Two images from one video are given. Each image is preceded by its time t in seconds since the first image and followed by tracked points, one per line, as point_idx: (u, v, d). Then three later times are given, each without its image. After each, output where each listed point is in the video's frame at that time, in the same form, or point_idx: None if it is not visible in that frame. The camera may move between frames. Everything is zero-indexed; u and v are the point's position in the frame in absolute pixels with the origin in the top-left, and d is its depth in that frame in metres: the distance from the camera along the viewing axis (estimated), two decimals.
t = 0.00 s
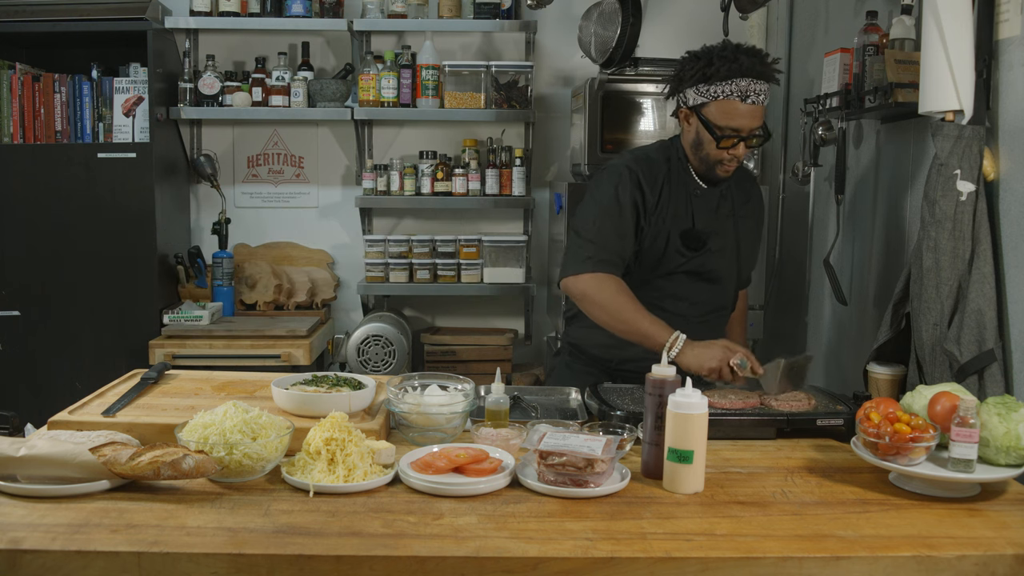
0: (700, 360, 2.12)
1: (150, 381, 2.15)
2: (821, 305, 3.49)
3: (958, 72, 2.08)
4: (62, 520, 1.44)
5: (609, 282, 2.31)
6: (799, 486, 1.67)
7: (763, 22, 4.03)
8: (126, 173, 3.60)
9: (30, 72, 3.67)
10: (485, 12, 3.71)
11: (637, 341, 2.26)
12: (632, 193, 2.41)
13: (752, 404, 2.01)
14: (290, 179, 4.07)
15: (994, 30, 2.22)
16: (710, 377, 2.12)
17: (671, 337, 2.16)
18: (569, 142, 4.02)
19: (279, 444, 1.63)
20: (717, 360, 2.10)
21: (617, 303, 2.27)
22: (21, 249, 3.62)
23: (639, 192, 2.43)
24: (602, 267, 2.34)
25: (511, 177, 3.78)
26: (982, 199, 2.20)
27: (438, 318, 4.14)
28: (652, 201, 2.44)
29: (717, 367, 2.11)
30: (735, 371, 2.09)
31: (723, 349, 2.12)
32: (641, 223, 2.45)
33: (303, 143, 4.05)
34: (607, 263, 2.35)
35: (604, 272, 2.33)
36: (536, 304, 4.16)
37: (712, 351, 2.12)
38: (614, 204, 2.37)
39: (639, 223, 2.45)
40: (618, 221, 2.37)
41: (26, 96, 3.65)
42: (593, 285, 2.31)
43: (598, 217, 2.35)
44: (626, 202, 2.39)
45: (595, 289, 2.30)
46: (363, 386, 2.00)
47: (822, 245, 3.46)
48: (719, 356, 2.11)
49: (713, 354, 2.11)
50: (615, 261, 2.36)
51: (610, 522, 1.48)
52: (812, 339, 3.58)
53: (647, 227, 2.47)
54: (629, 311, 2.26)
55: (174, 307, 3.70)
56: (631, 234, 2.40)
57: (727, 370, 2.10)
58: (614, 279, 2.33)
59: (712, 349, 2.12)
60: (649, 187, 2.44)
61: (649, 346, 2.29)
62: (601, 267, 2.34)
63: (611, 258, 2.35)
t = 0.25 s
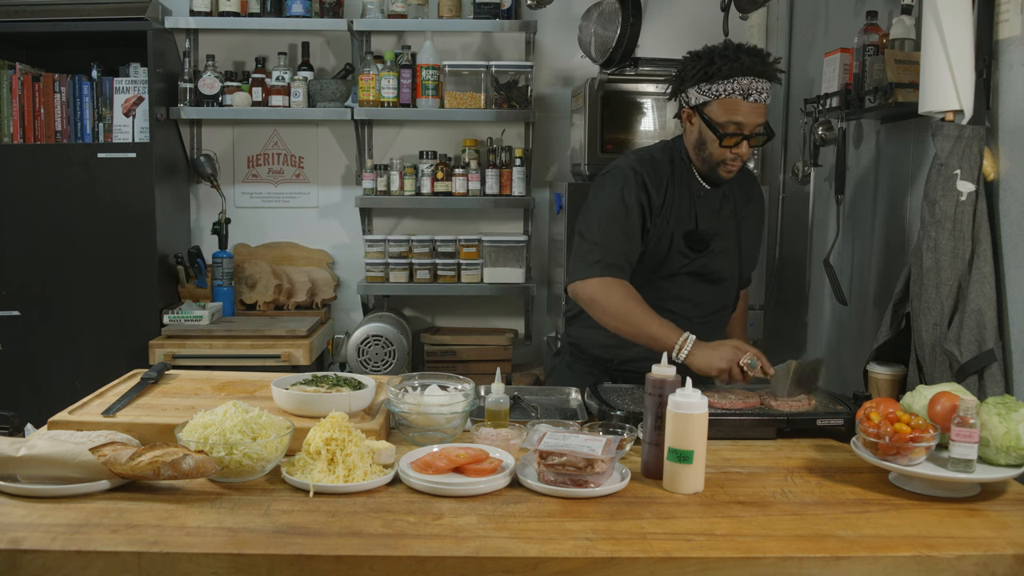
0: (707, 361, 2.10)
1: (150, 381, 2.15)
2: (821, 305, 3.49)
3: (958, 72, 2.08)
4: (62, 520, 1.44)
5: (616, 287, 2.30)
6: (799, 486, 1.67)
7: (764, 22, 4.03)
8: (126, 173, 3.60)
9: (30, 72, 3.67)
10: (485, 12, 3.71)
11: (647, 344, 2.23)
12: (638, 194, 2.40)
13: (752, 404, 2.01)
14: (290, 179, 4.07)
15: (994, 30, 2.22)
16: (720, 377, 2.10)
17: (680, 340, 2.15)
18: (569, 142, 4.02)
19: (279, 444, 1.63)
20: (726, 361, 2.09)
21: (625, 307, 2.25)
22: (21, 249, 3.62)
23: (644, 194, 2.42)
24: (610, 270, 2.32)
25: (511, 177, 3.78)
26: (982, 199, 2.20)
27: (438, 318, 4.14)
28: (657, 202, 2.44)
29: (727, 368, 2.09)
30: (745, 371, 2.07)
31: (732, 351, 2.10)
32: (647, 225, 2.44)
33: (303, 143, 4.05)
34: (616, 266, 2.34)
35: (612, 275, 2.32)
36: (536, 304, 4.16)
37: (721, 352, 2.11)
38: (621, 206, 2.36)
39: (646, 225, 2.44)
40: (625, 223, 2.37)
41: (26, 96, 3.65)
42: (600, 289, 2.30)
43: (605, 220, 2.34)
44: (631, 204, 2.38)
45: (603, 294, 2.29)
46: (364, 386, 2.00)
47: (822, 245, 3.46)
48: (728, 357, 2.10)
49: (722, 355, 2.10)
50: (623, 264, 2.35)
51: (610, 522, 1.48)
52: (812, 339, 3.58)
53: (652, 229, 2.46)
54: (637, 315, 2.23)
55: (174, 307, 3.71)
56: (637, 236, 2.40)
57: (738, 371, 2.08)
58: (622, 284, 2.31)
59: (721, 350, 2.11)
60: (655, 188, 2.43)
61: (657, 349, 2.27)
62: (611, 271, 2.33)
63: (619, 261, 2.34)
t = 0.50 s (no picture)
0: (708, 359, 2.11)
1: (150, 381, 2.15)
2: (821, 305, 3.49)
3: (958, 72, 2.08)
4: (62, 520, 1.44)
5: (617, 288, 2.29)
6: (799, 486, 1.67)
7: (763, 22, 4.03)
8: (126, 173, 3.60)
9: (30, 72, 3.67)
10: (485, 12, 3.71)
11: (648, 344, 2.22)
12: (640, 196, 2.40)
13: (752, 404, 2.01)
14: (290, 179, 4.07)
15: (994, 30, 2.22)
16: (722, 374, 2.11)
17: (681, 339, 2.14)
18: (569, 142, 4.02)
19: (279, 444, 1.63)
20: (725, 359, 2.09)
21: (626, 308, 2.25)
22: (21, 249, 3.62)
23: (645, 195, 2.41)
24: (612, 272, 2.32)
25: (511, 177, 3.78)
26: (982, 199, 2.20)
27: (438, 318, 4.14)
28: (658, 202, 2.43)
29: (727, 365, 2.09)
30: (745, 368, 2.06)
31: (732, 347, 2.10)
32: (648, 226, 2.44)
33: (303, 142, 4.05)
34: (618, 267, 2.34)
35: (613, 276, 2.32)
36: (536, 304, 4.16)
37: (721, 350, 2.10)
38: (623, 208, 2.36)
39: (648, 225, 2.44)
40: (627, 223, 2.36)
41: (26, 96, 3.65)
42: (602, 291, 2.29)
43: (608, 222, 2.34)
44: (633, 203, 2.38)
45: (604, 296, 2.29)
46: (364, 386, 2.00)
47: (822, 245, 3.47)
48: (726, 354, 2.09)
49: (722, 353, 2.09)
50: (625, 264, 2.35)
51: (610, 522, 1.48)
52: (812, 338, 3.59)
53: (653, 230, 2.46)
54: (638, 317, 2.23)
55: (174, 306, 3.71)
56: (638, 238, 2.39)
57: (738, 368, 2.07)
58: (624, 285, 2.31)
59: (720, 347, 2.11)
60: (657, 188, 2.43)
61: (658, 350, 2.27)
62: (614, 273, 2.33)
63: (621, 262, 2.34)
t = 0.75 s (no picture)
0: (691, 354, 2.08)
1: (150, 381, 2.15)
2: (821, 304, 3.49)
3: (958, 72, 2.08)
4: (62, 520, 1.44)
5: (610, 289, 2.29)
6: (799, 486, 1.67)
7: (763, 22, 4.03)
8: (126, 173, 3.60)
9: (30, 72, 3.67)
10: (485, 12, 3.71)
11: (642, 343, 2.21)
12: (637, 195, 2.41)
13: (752, 404, 2.02)
14: (290, 179, 4.07)
15: (994, 30, 2.22)
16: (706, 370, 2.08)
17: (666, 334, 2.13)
18: (569, 142, 4.02)
19: (279, 444, 1.63)
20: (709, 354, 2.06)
21: (618, 308, 2.25)
22: (21, 249, 3.62)
23: (641, 195, 2.42)
24: (605, 273, 2.32)
25: (511, 177, 3.78)
26: (981, 199, 2.20)
27: (438, 318, 4.14)
28: (654, 200, 2.44)
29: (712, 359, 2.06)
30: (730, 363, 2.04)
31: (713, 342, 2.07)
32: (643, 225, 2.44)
33: (303, 142, 4.05)
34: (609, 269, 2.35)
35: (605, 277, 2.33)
36: (536, 304, 4.16)
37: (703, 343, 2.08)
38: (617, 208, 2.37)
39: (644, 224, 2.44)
40: (623, 222, 2.37)
41: (26, 96, 3.65)
42: (594, 291, 2.29)
43: (601, 223, 2.34)
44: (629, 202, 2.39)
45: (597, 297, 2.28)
46: (364, 386, 2.00)
47: (822, 244, 3.47)
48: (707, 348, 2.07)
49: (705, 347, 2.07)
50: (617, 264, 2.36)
51: (610, 522, 1.48)
52: (810, 337, 3.60)
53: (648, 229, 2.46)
54: (630, 316, 2.22)
55: (173, 306, 3.71)
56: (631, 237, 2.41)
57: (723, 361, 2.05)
58: (618, 287, 2.31)
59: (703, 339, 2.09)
60: (653, 186, 2.43)
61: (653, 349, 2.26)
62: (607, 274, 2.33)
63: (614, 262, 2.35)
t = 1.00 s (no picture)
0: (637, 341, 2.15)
1: (150, 381, 2.15)
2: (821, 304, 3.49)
3: (958, 73, 2.08)
4: (62, 520, 1.45)
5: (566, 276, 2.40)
6: (799, 486, 1.67)
7: (763, 22, 4.03)
8: (126, 173, 3.60)
9: (30, 72, 3.67)
10: (485, 12, 3.71)
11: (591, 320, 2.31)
12: (624, 189, 2.45)
13: (752, 404, 2.01)
14: (290, 179, 4.07)
15: (994, 30, 2.22)
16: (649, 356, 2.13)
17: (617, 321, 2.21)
18: (569, 142, 4.02)
19: (279, 444, 1.63)
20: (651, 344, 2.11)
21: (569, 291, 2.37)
22: (20, 249, 3.62)
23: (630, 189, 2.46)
24: (566, 262, 2.42)
25: (511, 177, 3.78)
26: (981, 199, 2.20)
27: (438, 318, 4.14)
28: (645, 195, 2.46)
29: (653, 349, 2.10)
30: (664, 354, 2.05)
31: (657, 333, 2.11)
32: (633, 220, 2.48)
33: (303, 142, 4.05)
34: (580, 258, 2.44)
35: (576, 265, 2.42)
36: (536, 304, 4.16)
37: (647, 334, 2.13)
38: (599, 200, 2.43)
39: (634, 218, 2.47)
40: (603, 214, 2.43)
41: (26, 96, 3.65)
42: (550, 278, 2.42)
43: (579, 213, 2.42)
44: (614, 196, 2.44)
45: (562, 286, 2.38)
46: (364, 386, 2.00)
47: (822, 244, 3.47)
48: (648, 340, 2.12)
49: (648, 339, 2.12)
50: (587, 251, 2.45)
51: (610, 522, 1.48)
52: (812, 339, 3.58)
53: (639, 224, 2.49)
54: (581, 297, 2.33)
55: (174, 306, 3.71)
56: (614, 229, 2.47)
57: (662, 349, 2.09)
58: (586, 276, 2.41)
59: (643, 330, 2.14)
60: (644, 181, 2.47)
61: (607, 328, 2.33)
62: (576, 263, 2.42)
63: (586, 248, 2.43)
